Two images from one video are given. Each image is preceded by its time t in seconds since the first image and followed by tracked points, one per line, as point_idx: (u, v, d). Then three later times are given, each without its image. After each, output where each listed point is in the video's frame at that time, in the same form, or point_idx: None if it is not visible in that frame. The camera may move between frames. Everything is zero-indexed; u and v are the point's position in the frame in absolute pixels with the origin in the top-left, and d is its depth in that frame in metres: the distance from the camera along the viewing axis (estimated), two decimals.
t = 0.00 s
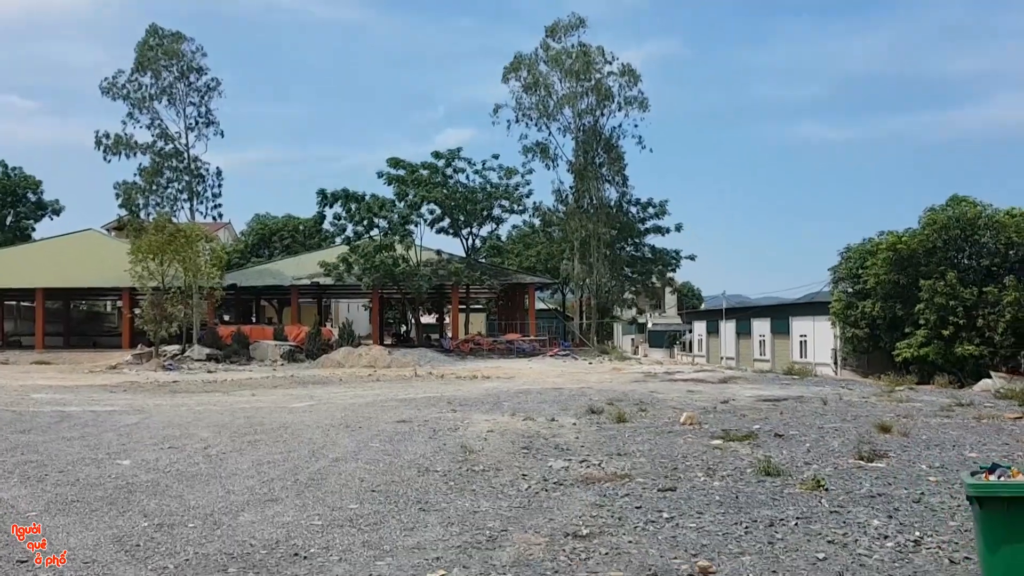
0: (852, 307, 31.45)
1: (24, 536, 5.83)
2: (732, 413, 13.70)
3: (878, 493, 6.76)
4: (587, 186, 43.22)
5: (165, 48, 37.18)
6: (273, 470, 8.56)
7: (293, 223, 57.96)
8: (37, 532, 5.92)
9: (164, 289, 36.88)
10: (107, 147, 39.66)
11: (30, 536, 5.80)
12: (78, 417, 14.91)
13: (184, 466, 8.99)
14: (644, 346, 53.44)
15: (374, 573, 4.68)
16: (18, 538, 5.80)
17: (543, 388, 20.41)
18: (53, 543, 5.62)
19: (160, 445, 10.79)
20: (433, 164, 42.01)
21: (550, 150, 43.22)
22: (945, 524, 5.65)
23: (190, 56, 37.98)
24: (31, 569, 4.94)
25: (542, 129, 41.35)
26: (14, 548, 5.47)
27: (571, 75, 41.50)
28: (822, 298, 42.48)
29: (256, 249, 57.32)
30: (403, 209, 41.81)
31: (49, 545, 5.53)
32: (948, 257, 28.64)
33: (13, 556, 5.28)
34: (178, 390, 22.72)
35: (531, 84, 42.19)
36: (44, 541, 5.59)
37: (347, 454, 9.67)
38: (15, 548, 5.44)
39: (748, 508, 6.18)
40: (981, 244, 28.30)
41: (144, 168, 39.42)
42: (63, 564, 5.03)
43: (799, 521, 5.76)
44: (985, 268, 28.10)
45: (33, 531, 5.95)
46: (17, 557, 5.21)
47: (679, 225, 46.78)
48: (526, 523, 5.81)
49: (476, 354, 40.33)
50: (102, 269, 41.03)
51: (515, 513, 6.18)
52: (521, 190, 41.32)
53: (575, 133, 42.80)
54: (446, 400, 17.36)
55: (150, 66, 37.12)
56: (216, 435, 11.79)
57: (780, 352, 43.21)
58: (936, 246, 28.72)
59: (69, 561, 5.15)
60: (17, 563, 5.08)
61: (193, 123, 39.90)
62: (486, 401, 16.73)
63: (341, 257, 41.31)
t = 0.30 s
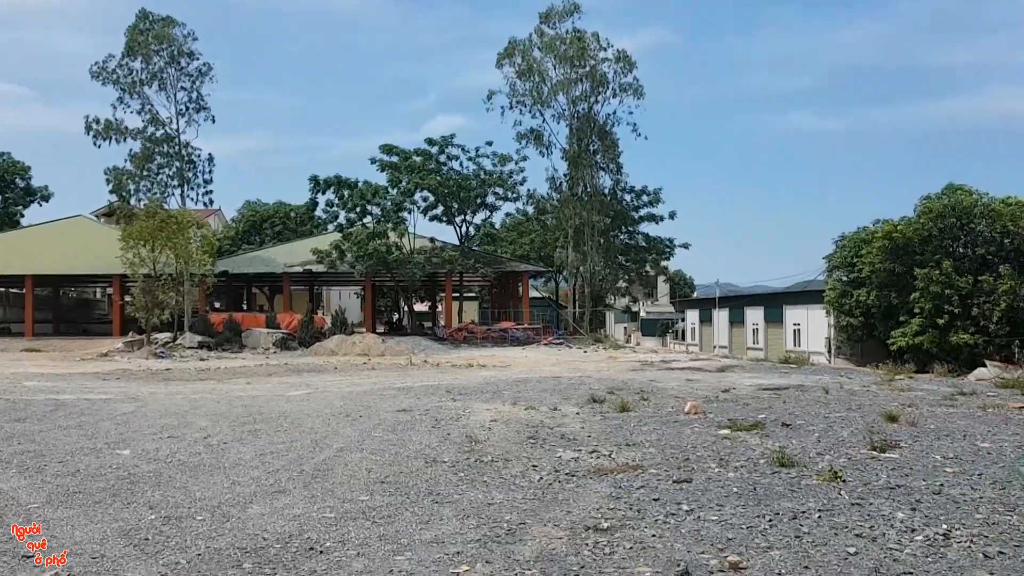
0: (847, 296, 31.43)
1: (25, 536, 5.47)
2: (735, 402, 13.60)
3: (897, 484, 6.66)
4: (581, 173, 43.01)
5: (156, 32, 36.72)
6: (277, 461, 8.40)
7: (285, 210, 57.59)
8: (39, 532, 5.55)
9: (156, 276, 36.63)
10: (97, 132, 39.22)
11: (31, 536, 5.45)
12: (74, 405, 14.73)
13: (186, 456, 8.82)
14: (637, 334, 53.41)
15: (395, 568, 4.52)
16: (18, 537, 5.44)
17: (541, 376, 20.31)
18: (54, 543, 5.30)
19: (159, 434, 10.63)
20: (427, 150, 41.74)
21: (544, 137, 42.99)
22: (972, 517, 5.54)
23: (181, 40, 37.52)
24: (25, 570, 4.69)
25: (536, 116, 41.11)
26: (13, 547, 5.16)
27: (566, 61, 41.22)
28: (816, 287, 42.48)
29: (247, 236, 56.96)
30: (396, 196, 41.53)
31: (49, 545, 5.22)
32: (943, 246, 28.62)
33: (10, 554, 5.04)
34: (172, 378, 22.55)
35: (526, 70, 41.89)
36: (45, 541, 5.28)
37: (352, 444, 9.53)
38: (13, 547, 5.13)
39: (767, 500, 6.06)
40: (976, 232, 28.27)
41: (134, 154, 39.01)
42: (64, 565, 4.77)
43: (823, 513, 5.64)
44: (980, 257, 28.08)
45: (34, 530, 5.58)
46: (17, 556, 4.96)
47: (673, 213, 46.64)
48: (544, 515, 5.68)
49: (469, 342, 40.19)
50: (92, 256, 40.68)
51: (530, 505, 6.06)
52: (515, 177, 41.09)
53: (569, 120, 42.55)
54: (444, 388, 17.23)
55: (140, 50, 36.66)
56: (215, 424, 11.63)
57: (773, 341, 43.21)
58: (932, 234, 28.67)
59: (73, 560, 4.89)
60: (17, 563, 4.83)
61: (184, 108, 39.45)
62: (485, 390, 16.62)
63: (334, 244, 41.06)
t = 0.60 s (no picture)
0: (863, 288, 31.19)
1: (24, 536, 5.13)
2: (760, 393, 13.51)
3: (942, 475, 6.57)
4: (595, 164, 42.82)
5: (169, 23, 36.65)
6: (308, 451, 8.35)
7: (297, 201, 57.59)
8: (38, 532, 5.20)
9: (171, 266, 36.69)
10: (111, 123, 39.22)
11: (31, 536, 5.11)
12: (95, 395, 14.73)
13: (217, 445, 8.79)
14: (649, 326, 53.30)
15: (451, 557, 4.44)
16: (18, 538, 5.10)
17: (560, 367, 20.26)
18: (56, 543, 4.99)
19: (185, 424, 10.62)
20: (440, 141, 41.64)
21: (558, 129, 42.82)
22: None
23: (194, 31, 37.44)
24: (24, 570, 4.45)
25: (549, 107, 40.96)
26: (10, 548, 4.87)
27: (579, 51, 41.02)
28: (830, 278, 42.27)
29: (258, 228, 56.99)
30: (410, 187, 41.45)
31: (50, 545, 4.92)
32: (961, 237, 28.42)
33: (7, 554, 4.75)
34: (190, 368, 22.59)
35: (539, 61, 41.70)
36: (45, 541, 4.97)
37: (381, 434, 9.47)
38: (11, 548, 4.85)
39: (815, 491, 5.98)
40: (995, 223, 28.05)
41: (148, 145, 39.03)
42: (62, 566, 4.51)
43: (874, 505, 5.56)
44: (999, 248, 27.86)
45: (34, 531, 5.23)
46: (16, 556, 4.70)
47: (687, 205, 46.45)
48: (589, 506, 5.60)
49: (482, 334, 40.16)
50: (105, 248, 40.72)
51: (573, 495, 5.99)
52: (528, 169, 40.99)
53: (583, 111, 42.37)
54: (464, 379, 17.18)
55: (154, 41, 36.61)
56: (240, 414, 11.61)
57: (787, 333, 43.05)
58: (950, 225, 28.44)
59: (73, 558, 4.64)
60: (13, 564, 4.56)
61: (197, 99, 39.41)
62: (506, 381, 16.57)
63: (347, 235, 41.04)
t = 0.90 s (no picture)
0: (907, 283, 30.63)
1: (24, 536, 5.10)
2: (813, 390, 13.30)
3: (1022, 476, 6.39)
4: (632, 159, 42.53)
5: (209, 20, 36.96)
6: (367, 447, 8.36)
7: (334, 198, 57.94)
8: (38, 532, 5.17)
9: (212, 263, 37.05)
10: (152, 121, 39.68)
11: (30, 536, 5.09)
12: (146, 391, 14.92)
13: (276, 441, 8.86)
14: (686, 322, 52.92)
15: (535, 557, 4.37)
16: (17, 538, 5.07)
17: (604, 363, 20.15)
18: (55, 543, 4.96)
19: (240, 420, 10.70)
20: (477, 137, 41.64)
21: (595, 123, 42.58)
22: None
23: (234, 29, 37.73)
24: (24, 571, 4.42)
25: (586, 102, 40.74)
26: (10, 549, 4.83)
27: (617, 45, 40.75)
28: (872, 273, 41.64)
29: (296, 225, 57.43)
30: (447, 183, 41.47)
31: (50, 545, 4.89)
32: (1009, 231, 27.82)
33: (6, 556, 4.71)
34: (234, 364, 22.80)
35: (576, 56, 41.48)
36: (45, 541, 4.94)
37: (437, 430, 9.48)
38: (10, 549, 4.81)
39: (893, 491, 5.85)
40: None
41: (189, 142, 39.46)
42: (63, 565, 4.48)
43: (959, 505, 5.41)
44: None
45: (33, 531, 5.20)
46: (16, 558, 4.66)
47: (725, 199, 46.02)
48: (664, 505, 5.51)
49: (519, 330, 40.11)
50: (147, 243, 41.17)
51: (646, 494, 5.90)
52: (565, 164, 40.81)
53: (620, 105, 42.10)
54: (509, 375, 17.15)
55: (194, 39, 36.96)
56: (293, 410, 11.69)
57: (828, 329, 42.49)
58: (998, 219, 27.85)
59: (72, 558, 4.61)
60: (14, 565, 4.53)
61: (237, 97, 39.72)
62: (551, 377, 16.50)
63: (385, 231, 41.16)
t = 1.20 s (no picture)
0: (993, 278, 29.47)
1: (24, 536, 5.03)
2: (906, 388, 12.85)
3: None
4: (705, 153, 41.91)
5: (285, 21, 37.61)
6: (456, 443, 8.36)
7: (404, 196, 58.48)
8: (38, 532, 5.09)
9: (288, 260, 37.72)
10: (230, 122, 40.58)
11: (31, 536, 5.02)
12: (231, 385, 15.25)
13: (366, 436, 8.93)
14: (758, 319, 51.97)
15: (652, 559, 4.25)
16: (17, 538, 5.00)
17: (681, 360, 19.87)
18: (56, 543, 4.89)
19: (326, 415, 10.84)
20: (547, 133, 41.56)
21: (666, 117, 42.05)
22: None
23: (309, 29, 38.31)
24: (25, 572, 4.38)
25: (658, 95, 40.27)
26: (9, 548, 4.79)
27: (689, 37, 40.17)
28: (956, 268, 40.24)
29: (367, 223, 58.14)
30: (517, 180, 41.49)
31: (50, 545, 4.83)
32: None
33: (7, 555, 4.66)
34: (312, 360, 23.20)
35: (647, 49, 41.02)
36: (45, 541, 4.87)
37: (524, 427, 9.44)
38: (10, 549, 4.76)
39: (1016, 494, 5.56)
40: None
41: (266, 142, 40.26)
42: (64, 566, 4.44)
43: None
44: None
45: (33, 531, 5.12)
46: (16, 557, 4.61)
47: (800, 193, 45.01)
48: (776, 507, 5.36)
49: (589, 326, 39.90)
50: (225, 241, 42.16)
51: (753, 495, 5.73)
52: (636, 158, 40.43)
53: (693, 99, 41.51)
54: (587, 372, 17.04)
55: (270, 40, 37.67)
56: (376, 406, 11.80)
57: (908, 325, 41.23)
58: None
59: (73, 558, 4.56)
60: (12, 565, 4.48)
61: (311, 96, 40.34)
62: (630, 374, 16.33)
63: (455, 228, 41.39)
